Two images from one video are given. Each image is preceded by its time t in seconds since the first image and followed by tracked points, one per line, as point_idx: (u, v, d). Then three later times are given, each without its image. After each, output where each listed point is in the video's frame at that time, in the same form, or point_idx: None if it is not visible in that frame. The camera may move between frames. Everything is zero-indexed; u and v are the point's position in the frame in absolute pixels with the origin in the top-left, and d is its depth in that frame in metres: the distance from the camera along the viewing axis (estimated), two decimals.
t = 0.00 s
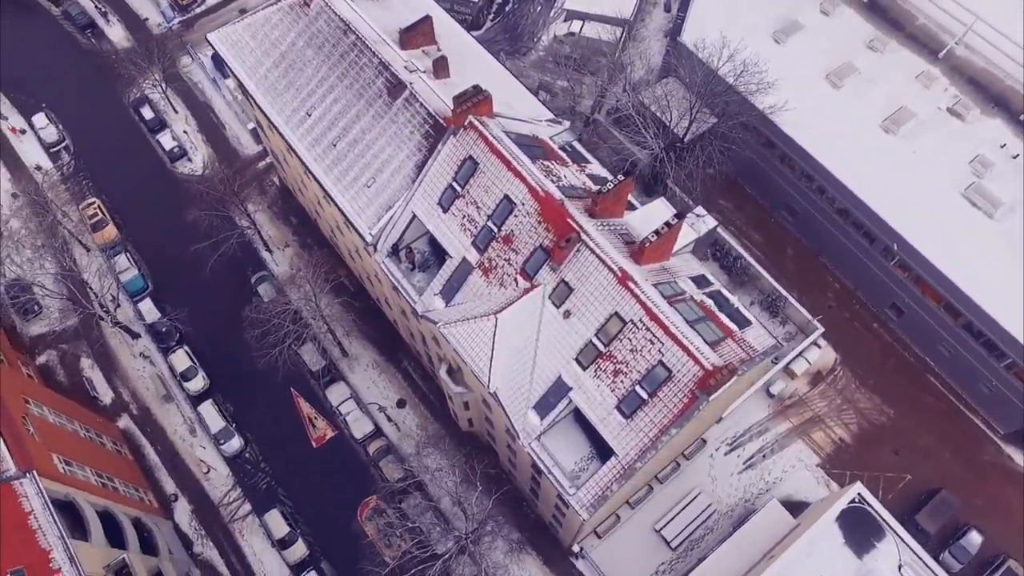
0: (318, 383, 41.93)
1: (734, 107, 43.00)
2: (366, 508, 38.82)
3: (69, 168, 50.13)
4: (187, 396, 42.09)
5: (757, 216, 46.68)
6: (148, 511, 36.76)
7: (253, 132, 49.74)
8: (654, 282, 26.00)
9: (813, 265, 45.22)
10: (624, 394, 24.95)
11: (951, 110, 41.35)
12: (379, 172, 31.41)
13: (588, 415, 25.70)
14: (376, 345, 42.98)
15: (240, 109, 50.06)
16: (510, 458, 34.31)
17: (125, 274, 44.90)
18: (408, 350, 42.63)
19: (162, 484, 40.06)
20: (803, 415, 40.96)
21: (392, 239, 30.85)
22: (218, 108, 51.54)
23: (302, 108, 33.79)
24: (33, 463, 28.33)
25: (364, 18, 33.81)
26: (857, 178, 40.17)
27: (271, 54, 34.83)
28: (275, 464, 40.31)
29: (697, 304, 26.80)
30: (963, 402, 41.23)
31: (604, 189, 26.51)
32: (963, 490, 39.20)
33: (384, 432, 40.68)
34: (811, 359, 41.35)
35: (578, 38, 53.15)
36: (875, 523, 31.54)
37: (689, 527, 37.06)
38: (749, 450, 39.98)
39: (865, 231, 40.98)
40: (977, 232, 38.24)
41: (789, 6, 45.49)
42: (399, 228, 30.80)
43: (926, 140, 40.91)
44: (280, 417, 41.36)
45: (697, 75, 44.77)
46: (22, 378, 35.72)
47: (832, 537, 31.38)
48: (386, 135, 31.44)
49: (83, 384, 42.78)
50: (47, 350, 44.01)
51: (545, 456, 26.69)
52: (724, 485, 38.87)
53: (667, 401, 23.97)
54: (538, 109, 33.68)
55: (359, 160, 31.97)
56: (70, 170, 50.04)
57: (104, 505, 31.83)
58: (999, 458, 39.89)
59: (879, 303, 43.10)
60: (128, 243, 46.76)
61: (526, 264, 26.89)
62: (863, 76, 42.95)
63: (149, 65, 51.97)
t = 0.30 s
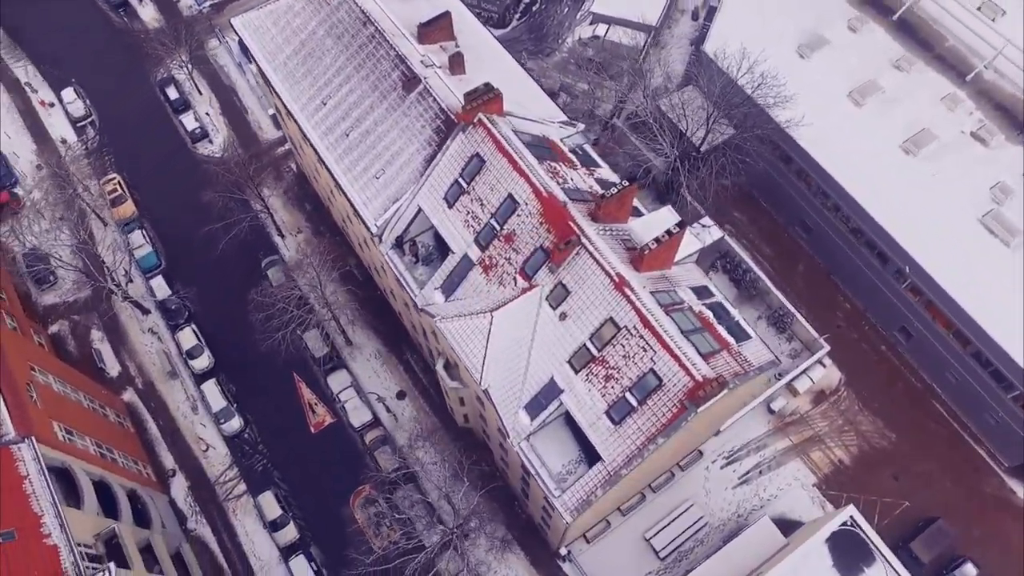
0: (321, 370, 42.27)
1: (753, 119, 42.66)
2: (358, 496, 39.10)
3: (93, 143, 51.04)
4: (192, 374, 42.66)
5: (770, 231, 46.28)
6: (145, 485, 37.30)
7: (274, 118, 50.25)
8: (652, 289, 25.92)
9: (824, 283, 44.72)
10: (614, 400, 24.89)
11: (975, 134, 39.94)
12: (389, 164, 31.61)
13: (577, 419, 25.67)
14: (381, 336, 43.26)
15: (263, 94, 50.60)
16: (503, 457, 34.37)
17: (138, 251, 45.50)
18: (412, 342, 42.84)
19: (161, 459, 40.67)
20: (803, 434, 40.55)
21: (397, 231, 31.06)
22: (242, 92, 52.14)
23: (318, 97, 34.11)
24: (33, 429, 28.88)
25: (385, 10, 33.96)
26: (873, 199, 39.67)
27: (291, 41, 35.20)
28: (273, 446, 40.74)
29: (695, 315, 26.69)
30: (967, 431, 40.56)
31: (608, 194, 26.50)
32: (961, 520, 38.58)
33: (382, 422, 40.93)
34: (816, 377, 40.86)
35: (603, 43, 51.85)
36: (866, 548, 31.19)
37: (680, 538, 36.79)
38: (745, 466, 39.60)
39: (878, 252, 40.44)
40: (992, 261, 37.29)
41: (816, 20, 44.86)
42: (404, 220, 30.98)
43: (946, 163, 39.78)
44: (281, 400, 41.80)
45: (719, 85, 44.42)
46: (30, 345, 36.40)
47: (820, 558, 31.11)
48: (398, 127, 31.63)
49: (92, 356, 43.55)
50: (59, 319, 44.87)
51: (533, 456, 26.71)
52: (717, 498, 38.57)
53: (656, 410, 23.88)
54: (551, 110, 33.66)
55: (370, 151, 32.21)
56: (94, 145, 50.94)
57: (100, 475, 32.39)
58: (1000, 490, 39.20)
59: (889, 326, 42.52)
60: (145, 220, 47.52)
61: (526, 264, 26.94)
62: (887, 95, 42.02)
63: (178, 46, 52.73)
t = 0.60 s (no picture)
0: (323, 358, 42.55)
1: (769, 131, 42.39)
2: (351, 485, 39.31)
3: (115, 122, 51.81)
4: (196, 355, 43.18)
5: (781, 244, 45.95)
6: (142, 461, 37.80)
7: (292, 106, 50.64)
8: (649, 296, 25.85)
9: (832, 299, 44.31)
10: (604, 404, 24.86)
11: (995, 158, 38.50)
12: (397, 157, 31.76)
13: (566, 421, 25.67)
14: (384, 327, 43.53)
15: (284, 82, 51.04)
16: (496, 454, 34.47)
17: (151, 230, 46.08)
18: (414, 336, 43.06)
19: (160, 437, 41.23)
20: (801, 450, 40.18)
21: (401, 224, 31.26)
22: (263, 79, 52.65)
23: (332, 87, 34.37)
24: (33, 400, 29.41)
25: (402, 4, 34.13)
26: (884, 218, 39.20)
27: (309, 31, 35.47)
28: (271, 431, 41.13)
29: (691, 324, 26.58)
30: (968, 458, 40.05)
31: (611, 198, 26.41)
32: (956, 547, 38.10)
33: (380, 413, 41.20)
34: (817, 394, 40.40)
35: (623, 47, 51.77)
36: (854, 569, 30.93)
37: (670, 546, 36.79)
38: (740, 479, 39.17)
39: (887, 272, 39.98)
40: (1004, 290, 36.20)
41: (839, 34, 44.27)
42: (409, 214, 31.15)
43: (963, 186, 38.56)
44: (282, 386, 42.20)
45: (736, 95, 44.13)
46: (38, 316, 37.01)
47: None
48: (408, 122, 31.77)
49: (100, 331, 44.24)
50: (71, 293, 45.60)
51: (521, 456, 26.82)
52: (710, 509, 38.39)
53: (644, 417, 23.83)
54: (562, 111, 33.63)
55: (379, 144, 32.39)
56: (116, 124, 51.71)
57: (98, 449, 32.91)
58: (998, 519, 38.64)
59: (894, 346, 42.05)
60: (160, 200, 48.16)
61: (525, 264, 27.00)
62: (908, 113, 40.98)
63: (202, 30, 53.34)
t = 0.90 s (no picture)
0: (325, 347, 42.86)
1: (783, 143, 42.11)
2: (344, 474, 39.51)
3: (136, 104, 52.52)
4: (201, 337, 43.71)
5: (789, 257, 45.58)
6: (141, 439, 38.35)
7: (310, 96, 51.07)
8: (644, 303, 25.79)
9: (838, 316, 43.89)
10: (592, 408, 24.85)
11: (1012, 181, 38.01)
12: (404, 151, 31.92)
13: (554, 423, 25.68)
14: (386, 319, 43.79)
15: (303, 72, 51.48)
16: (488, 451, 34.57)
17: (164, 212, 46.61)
18: (416, 329, 43.28)
19: (161, 416, 41.80)
20: (797, 466, 39.85)
21: (404, 218, 31.43)
22: (283, 68, 53.16)
23: (345, 79, 34.64)
24: (34, 371, 29.98)
25: None
26: (894, 235, 38.70)
27: (326, 22, 35.79)
28: (269, 416, 41.51)
29: (685, 332, 26.48)
30: (967, 483, 39.50)
31: (611, 202, 26.38)
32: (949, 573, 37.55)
33: (378, 404, 41.45)
34: (817, 410, 40.07)
35: (643, 53, 51.36)
36: None
37: (660, 554, 36.80)
38: (733, 491, 39.07)
39: (894, 291, 39.50)
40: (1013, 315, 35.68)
41: (859, 49, 43.79)
42: (412, 208, 31.30)
43: (977, 209, 38.02)
44: (284, 372, 42.60)
45: (752, 105, 43.82)
46: (47, 290, 37.69)
47: None
48: (416, 116, 31.91)
49: (109, 308, 44.93)
50: (83, 270, 46.35)
51: (508, 455, 26.87)
52: (701, 520, 38.32)
53: (631, 423, 23.76)
54: (572, 113, 33.65)
55: (387, 137, 32.59)
56: (136, 105, 52.43)
57: (96, 424, 33.45)
58: (995, 547, 38.03)
59: (898, 367, 41.57)
60: (176, 183, 48.79)
61: (522, 264, 27.06)
62: (925, 132, 40.44)
63: (226, 17, 53.96)
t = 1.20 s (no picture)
0: (327, 337, 43.08)
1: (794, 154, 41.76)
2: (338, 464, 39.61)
3: (155, 88, 53.12)
4: (206, 322, 44.16)
5: (797, 270, 45.20)
6: (141, 419, 38.85)
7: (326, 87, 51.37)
8: (639, 308, 25.74)
9: (844, 331, 43.45)
10: (580, 411, 24.85)
11: None
12: (410, 146, 32.04)
13: (543, 424, 25.70)
14: (390, 312, 43.99)
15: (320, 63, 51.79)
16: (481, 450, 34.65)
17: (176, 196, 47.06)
18: (418, 324, 43.42)
19: (163, 397, 42.29)
20: (793, 480, 39.55)
21: (407, 213, 31.56)
22: (301, 59, 53.54)
23: (356, 72, 34.87)
24: (36, 346, 30.50)
25: None
26: (902, 252, 38.29)
27: (341, 15, 36.04)
28: (268, 403, 41.85)
29: (679, 340, 26.39)
30: (966, 506, 38.98)
31: (610, 206, 26.35)
32: None
33: (376, 397, 41.64)
34: (816, 425, 39.72)
35: (660, 57, 50.86)
36: None
37: (649, 561, 36.81)
38: (727, 502, 38.81)
39: (900, 308, 39.03)
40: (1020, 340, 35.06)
41: (878, 62, 43.30)
42: (415, 203, 31.44)
43: (989, 230, 37.48)
44: (285, 360, 42.93)
45: (766, 114, 43.52)
46: (56, 267, 38.27)
47: None
48: (424, 112, 32.03)
49: (118, 289, 45.52)
50: (94, 250, 46.97)
51: (497, 454, 26.94)
52: (693, 528, 38.15)
53: (618, 428, 23.73)
54: (580, 115, 33.62)
55: (394, 131, 32.74)
56: (155, 89, 53.02)
57: (96, 402, 33.91)
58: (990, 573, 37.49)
59: (901, 385, 41.11)
60: (190, 168, 49.28)
61: (519, 264, 27.11)
62: (939, 150, 39.92)
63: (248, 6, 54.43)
